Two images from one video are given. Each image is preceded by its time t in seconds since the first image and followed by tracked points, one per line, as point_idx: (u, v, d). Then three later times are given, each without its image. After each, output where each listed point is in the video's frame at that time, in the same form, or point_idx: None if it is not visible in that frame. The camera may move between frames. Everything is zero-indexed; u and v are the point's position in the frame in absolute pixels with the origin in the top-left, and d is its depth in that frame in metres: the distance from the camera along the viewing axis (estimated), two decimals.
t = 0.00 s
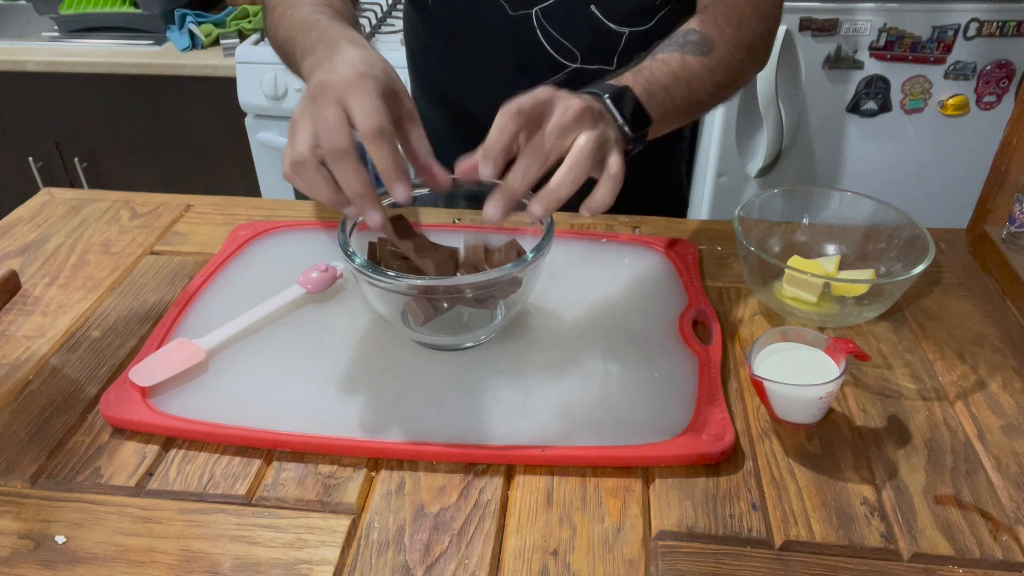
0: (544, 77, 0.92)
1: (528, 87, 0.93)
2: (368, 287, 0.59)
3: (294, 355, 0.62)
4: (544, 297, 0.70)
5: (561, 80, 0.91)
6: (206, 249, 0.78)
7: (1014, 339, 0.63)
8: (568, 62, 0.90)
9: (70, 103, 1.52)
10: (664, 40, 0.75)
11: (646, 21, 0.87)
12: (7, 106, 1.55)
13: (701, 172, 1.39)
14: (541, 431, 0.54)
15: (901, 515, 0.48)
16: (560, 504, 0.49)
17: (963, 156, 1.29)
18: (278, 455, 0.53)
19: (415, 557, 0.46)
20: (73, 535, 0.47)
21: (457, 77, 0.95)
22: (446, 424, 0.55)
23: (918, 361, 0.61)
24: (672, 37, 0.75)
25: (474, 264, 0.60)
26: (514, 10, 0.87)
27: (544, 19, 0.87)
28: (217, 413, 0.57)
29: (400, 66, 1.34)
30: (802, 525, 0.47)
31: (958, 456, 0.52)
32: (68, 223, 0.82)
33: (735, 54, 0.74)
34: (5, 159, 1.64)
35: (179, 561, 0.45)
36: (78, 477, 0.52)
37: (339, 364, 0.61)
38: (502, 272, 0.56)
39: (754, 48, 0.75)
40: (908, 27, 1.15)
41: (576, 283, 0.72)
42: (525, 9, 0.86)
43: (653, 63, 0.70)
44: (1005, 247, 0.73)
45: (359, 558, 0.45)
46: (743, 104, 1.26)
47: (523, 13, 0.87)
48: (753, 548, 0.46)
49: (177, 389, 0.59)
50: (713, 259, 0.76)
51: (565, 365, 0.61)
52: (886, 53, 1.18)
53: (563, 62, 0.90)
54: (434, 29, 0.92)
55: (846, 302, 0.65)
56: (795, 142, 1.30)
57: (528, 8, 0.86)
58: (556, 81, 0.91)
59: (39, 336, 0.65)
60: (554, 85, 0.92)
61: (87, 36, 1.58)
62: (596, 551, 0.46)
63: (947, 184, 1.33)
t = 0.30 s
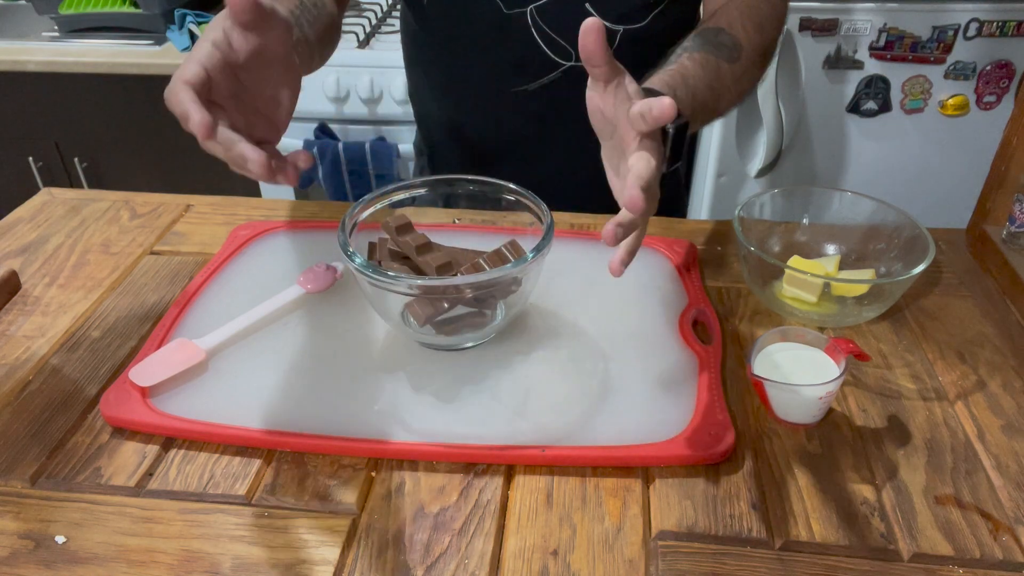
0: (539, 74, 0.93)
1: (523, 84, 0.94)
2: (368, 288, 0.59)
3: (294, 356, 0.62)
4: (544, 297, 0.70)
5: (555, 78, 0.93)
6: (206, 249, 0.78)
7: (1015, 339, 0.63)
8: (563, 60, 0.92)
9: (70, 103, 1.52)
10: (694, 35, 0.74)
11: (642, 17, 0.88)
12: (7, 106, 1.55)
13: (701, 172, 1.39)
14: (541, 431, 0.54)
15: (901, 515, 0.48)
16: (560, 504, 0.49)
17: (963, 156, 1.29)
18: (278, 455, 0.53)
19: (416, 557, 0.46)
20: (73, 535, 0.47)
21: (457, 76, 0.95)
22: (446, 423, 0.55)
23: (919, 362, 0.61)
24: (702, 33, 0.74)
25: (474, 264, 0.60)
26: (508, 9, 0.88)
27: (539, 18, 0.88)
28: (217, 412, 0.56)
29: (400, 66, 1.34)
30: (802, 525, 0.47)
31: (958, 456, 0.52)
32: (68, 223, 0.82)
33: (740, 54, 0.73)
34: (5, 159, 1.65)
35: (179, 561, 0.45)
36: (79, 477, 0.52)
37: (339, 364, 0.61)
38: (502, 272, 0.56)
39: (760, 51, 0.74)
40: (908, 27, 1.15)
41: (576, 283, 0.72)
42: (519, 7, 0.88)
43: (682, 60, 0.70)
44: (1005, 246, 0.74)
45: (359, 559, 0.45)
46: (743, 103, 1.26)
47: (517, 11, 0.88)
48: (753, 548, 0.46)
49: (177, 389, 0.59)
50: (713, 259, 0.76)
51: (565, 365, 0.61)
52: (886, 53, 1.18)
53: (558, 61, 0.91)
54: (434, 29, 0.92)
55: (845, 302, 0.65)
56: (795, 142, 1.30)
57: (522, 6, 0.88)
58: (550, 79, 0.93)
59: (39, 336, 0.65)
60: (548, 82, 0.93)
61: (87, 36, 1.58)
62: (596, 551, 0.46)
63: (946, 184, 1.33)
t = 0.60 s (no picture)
0: (533, 73, 0.93)
1: (517, 83, 0.94)
2: (368, 288, 0.59)
3: (295, 356, 0.62)
4: (544, 297, 0.70)
5: (548, 77, 0.93)
6: (206, 249, 0.78)
7: (1015, 339, 0.63)
8: (557, 60, 0.91)
9: (70, 103, 1.52)
10: (702, 58, 0.74)
11: (634, 18, 0.89)
12: (7, 106, 1.55)
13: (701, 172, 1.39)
14: (541, 431, 0.54)
15: (901, 515, 0.48)
16: (560, 504, 0.49)
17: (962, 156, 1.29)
18: (278, 455, 0.53)
19: (416, 557, 0.46)
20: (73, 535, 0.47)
21: (457, 77, 0.95)
22: (445, 423, 0.55)
23: (919, 362, 0.61)
24: (708, 56, 0.74)
25: (474, 264, 0.60)
26: (503, 7, 0.89)
27: (534, 16, 0.88)
28: (217, 412, 0.57)
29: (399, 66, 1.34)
30: (802, 525, 0.47)
31: (958, 456, 0.52)
32: (68, 223, 0.82)
33: (744, 62, 0.73)
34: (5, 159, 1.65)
35: (179, 561, 0.45)
36: (79, 477, 0.52)
37: (338, 365, 0.61)
38: (502, 272, 0.56)
39: (761, 54, 0.74)
40: (908, 27, 1.15)
41: (576, 283, 0.72)
42: (515, 5, 0.88)
43: (684, 95, 0.71)
44: (1005, 245, 0.74)
45: (359, 558, 0.45)
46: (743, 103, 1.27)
47: (513, 10, 0.89)
48: (753, 548, 0.46)
49: (177, 389, 0.59)
50: (714, 259, 0.76)
51: (565, 365, 0.61)
52: (886, 53, 1.18)
53: (554, 61, 0.91)
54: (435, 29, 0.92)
55: (846, 302, 0.65)
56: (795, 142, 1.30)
57: (517, 5, 0.88)
58: (544, 78, 0.93)
59: (39, 336, 0.65)
60: (542, 81, 0.93)
61: (86, 36, 1.58)
62: (596, 551, 0.46)
63: (946, 184, 1.33)
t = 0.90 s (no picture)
0: (536, 75, 0.93)
1: (520, 85, 0.94)
2: (368, 288, 0.59)
3: (295, 356, 0.62)
4: (544, 297, 0.70)
5: (553, 79, 0.93)
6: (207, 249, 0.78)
7: (1015, 339, 0.63)
8: (560, 62, 0.92)
9: (70, 103, 1.52)
10: (691, 73, 0.85)
11: (635, 21, 0.89)
12: (7, 106, 1.55)
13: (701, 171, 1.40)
14: (541, 432, 0.54)
15: (901, 514, 0.48)
16: (560, 504, 0.49)
17: (963, 156, 1.29)
18: (278, 455, 0.53)
19: (416, 557, 0.46)
20: (73, 535, 0.47)
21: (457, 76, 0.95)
22: (445, 423, 0.55)
23: (919, 361, 0.61)
24: (699, 71, 0.84)
25: (474, 264, 0.60)
26: (506, 12, 0.89)
27: (537, 21, 0.89)
28: (217, 412, 0.56)
29: (400, 66, 1.34)
30: (802, 525, 0.47)
31: (958, 456, 0.52)
32: (68, 223, 0.82)
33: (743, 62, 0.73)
34: (5, 159, 1.65)
35: (179, 561, 0.45)
36: (78, 477, 0.52)
37: (339, 365, 0.61)
38: (502, 272, 0.56)
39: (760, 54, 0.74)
40: (908, 27, 1.15)
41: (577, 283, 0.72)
42: (517, 10, 0.89)
43: (679, 116, 0.83)
44: (1005, 246, 0.73)
45: (359, 558, 0.46)
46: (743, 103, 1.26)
47: (516, 14, 0.89)
48: (752, 548, 0.46)
49: (177, 389, 0.59)
50: (714, 259, 0.76)
51: (566, 365, 0.61)
52: (886, 53, 1.18)
53: (555, 63, 0.92)
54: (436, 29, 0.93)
55: (846, 302, 0.65)
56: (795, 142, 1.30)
57: (520, 10, 0.89)
58: (546, 80, 0.93)
59: (39, 336, 0.65)
60: (545, 83, 0.93)
61: (86, 36, 1.58)
62: (596, 551, 0.46)
63: (946, 184, 1.33)
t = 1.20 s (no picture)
0: (543, 79, 0.94)
1: (528, 89, 0.95)
2: (368, 288, 0.59)
3: (295, 356, 0.62)
4: (544, 297, 0.70)
5: (560, 82, 0.94)
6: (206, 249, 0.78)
7: (1015, 339, 0.63)
8: (567, 65, 0.92)
9: (70, 103, 1.52)
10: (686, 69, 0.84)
11: (642, 21, 0.88)
12: (7, 106, 1.55)
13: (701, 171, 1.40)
14: (541, 432, 0.54)
15: (901, 514, 0.48)
16: (560, 504, 0.49)
17: (962, 156, 1.29)
18: (278, 455, 0.53)
19: (416, 557, 0.46)
20: (73, 535, 0.47)
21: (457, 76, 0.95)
22: (445, 423, 0.55)
23: (919, 361, 0.61)
24: (694, 66, 0.84)
25: (474, 264, 0.60)
26: (515, 17, 0.89)
27: (544, 24, 0.89)
28: (217, 412, 0.56)
29: (400, 66, 1.34)
30: (802, 525, 0.47)
31: (958, 456, 0.52)
32: (68, 223, 0.82)
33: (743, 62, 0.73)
34: (5, 159, 1.65)
35: (179, 561, 0.45)
36: (78, 477, 0.52)
37: (339, 365, 0.61)
38: (502, 272, 0.56)
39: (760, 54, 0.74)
40: (909, 27, 1.15)
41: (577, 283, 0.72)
42: (526, 14, 0.89)
43: (675, 114, 0.84)
44: (1005, 246, 0.73)
45: (359, 559, 0.45)
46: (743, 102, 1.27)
47: (524, 18, 0.89)
48: (752, 548, 0.46)
49: (177, 389, 0.59)
50: (713, 260, 0.76)
51: (566, 364, 0.61)
52: (886, 53, 1.18)
53: (562, 66, 0.92)
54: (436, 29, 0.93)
55: (846, 302, 0.65)
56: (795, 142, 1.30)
57: (528, 14, 0.89)
58: (554, 84, 0.94)
59: (39, 336, 0.65)
60: (553, 86, 0.94)
61: (86, 36, 1.58)
62: (596, 551, 0.46)
63: (946, 184, 1.33)
